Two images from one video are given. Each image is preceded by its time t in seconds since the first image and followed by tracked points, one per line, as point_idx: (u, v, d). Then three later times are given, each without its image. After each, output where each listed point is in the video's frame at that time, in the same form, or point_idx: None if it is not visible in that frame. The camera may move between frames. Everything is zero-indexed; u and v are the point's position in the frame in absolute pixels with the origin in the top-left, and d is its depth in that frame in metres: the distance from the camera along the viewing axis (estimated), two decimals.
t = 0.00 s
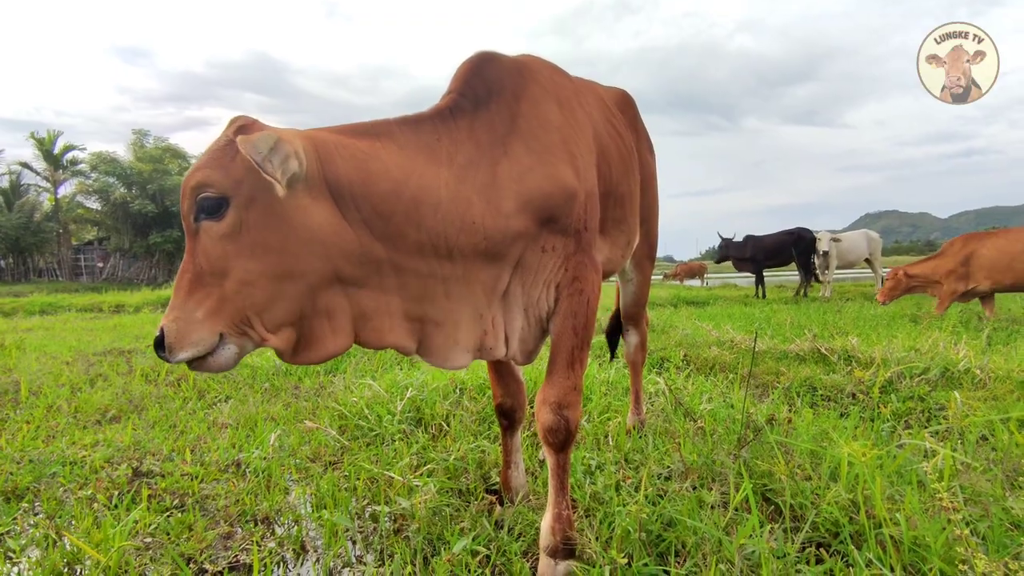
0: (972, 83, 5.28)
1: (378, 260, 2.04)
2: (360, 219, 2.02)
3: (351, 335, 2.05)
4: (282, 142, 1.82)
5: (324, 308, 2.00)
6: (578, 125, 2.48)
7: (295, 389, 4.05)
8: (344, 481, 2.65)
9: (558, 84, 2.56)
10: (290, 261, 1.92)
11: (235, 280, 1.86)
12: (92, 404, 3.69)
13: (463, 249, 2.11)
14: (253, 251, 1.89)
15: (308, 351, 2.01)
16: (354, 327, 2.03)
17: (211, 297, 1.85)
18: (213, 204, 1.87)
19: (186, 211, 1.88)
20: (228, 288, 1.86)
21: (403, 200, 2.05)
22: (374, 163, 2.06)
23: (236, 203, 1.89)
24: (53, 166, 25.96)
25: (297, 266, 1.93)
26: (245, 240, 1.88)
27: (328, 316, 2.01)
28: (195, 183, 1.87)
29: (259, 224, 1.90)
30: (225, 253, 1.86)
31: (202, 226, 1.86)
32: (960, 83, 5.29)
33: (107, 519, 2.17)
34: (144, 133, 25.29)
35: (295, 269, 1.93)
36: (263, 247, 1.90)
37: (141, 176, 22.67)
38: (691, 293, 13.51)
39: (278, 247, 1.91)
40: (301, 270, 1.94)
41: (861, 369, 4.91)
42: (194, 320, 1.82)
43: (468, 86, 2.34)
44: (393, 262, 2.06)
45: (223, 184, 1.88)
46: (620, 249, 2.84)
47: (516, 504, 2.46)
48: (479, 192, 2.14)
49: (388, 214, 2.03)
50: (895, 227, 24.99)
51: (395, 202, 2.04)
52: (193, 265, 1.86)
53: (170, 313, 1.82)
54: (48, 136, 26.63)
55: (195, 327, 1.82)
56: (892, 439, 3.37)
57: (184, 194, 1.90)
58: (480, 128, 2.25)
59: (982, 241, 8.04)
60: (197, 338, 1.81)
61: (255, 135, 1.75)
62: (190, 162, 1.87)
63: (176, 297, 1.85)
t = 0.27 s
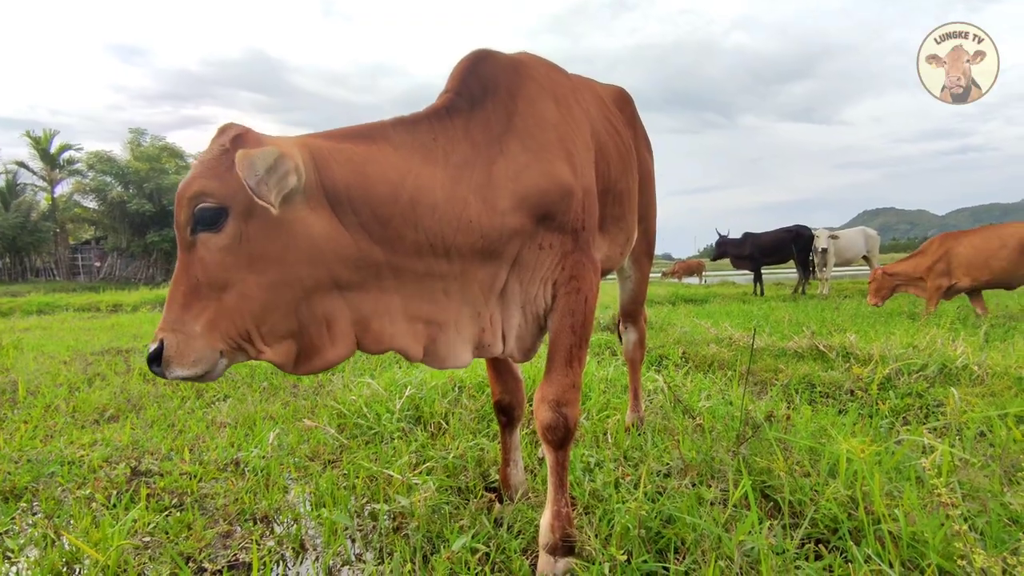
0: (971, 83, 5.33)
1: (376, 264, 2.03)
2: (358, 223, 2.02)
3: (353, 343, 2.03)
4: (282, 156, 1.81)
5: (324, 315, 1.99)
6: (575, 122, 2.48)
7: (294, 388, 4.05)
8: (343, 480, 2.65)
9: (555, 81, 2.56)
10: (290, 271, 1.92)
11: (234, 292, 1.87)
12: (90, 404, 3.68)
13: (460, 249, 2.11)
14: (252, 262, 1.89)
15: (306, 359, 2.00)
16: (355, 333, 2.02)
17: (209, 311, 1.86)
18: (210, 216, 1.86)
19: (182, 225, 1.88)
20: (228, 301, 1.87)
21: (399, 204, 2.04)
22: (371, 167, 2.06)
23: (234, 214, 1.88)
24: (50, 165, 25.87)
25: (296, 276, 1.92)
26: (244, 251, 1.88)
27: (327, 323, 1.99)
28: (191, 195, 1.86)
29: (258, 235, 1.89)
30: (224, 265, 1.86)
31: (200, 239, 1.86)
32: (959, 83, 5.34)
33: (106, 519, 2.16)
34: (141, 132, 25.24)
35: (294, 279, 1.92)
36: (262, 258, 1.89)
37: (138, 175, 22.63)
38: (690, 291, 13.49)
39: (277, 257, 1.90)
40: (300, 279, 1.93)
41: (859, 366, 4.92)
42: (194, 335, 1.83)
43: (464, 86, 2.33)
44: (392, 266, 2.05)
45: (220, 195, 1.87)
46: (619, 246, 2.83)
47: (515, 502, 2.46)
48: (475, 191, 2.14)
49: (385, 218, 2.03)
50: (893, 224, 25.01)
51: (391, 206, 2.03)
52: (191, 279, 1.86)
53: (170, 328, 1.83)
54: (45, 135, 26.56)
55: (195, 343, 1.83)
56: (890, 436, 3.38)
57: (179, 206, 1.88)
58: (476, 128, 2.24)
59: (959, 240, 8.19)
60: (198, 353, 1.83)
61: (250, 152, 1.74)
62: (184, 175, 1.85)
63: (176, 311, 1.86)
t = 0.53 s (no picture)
0: (970, 83, 5.71)
1: (384, 285, 1.97)
2: (363, 246, 1.95)
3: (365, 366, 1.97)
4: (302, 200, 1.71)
5: (338, 347, 1.91)
6: (570, 121, 2.48)
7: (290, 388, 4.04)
8: (339, 479, 2.65)
9: (550, 80, 2.55)
10: (306, 309, 1.83)
11: (253, 339, 1.76)
12: (84, 404, 3.67)
13: (460, 256, 2.09)
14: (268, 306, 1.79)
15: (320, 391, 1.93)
16: (366, 361, 1.97)
17: (228, 361, 1.74)
18: (221, 264, 1.72)
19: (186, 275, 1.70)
20: (247, 350, 1.77)
21: (402, 218, 1.98)
22: (374, 187, 1.99)
23: (244, 258, 1.75)
24: (43, 165, 25.74)
25: (313, 313, 1.84)
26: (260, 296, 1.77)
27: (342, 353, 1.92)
28: (198, 242, 1.68)
29: (273, 279, 1.79)
30: (241, 314, 1.75)
31: (212, 288, 1.71)
32: (960, 83, 5.70)
33: (101, 519, 2.15)
34: (135, 131, 25.13)
35: (312, 318, 1.84)
36: (278, 299, 1.80)
37: (132, 174, 22.54)
38: (686, 289, 13.51)
39: (294, 300, 1.81)
40: (316, 317, 1.85)
41: (854, 363, 4.94)
42: (217, 390, 1.73)
43: (460, 87, 2.30)
44: (398, 284, 1.99)
45: (230, 240, 1.72)
46: (615, 244, 2.84)
47: (512, 500, 2.46)
48: (473, 196, 2.12)
49: (390, 236, 1.97)
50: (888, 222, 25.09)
51: (394, 223, 1.97)
52: (205, 333, 1.72)
53: (187, 384, 1.70)
54: (38, 134, 26.42)
55: (220, 400, 1.73)
56: (885, 432, 3.40)
57: (178, 251, 1.70)
58: (472, 130, 2.22)
59: (934, 238, 8.31)
60: (223, 408, 1.73)
61: (277, 207, 1.63)
62: (189, 222, 1.67)
63: (188, 364, 1.73)
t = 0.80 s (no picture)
0: (968, 84, 4.14)
1: (385, 302, 1.92)
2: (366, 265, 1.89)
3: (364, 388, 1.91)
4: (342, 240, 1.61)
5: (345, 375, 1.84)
6: (556, 120, 2.47)
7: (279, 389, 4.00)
8: (331, 480, 2.63)
9: (537, 80, 2.55)
10: (324, 344, 1.76)
11: (276, 380, 1.67)
12: (71, 407, 3.63)
13: (451, 261, 2.07)
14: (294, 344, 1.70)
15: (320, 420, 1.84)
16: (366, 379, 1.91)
17: (249, 404, 1.64)
18: (252, 305, 1.59)
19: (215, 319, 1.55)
20: (269, 393, 1.67)
21: (399, 231, 1.94)
22: (374, 202, 1.94)
23: (274, 298, 1.64)
24: (27, 165, 25.42)
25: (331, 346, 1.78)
26: (287, 335, 1.68)
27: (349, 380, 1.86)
28: (231, 283, 1.55)
29: (299, 318, 1.71)
30: (268, 356, 1.64)
31: (239, 331, 1.59)
32: (958, 84, 4.10)
33: (88, 523, 2.13)
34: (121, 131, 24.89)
35: (328, 352, 1.77)
36: (301, 336, 1.71)
37: (119, 174, 22.33)
38: (676, 288, 13.51)
39: (318, 337, 1.74)
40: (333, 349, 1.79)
41: (844, 361, 4.97)
42: (239, 437, 1.62)
43: (448, 90, 2.28)
44: (398, 300, 1.96)
45: (262, 280, 1.60)
46: (606, 242, 2.84)
47: (505, 500, 2.46)
48: (463, 201, 2.10)
49: (390, 250, 1.92)
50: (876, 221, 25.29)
51: (393, 236, 1.93)
52: (227, 376, 1.60)
53: (206, 434, 1.58)
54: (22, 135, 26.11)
55: (241, 447, 1.63)
56: (875, 430, 3.41)
57: (204, 291, 1.53)
58: (460, 133, 2.21)
59: (906, 236, 8.54)
60: (245, 456, 1.64)
61: (331, 252, 1.52)
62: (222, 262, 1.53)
63: (207, 413, 1.59)
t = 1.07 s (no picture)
0: (971, 85, 4.30)
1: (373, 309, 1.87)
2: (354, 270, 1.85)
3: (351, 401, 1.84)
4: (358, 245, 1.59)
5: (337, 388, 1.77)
6: (527, 121, 2.48)
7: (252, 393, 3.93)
8: (306, 484, 2.59)
9: (507, 80, 2.55)
10: (323, 355, 1.68)
11: (280, 393, 1.58)
12: (32, 415, 3.51)
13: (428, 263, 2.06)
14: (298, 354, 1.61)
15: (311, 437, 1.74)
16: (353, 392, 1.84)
17: (251, 421, 1.53)
18: (263, 311, 1.51)
19: (224, 326, 1.46)
20: (270, 408, 1.57)
21: (384, 233, 1.91)
22: (360, 205, 1.91)
23: (283, 304, 1.56)
24: None
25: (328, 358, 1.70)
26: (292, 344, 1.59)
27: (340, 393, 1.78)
28: (246, 287, 1.47)
29: (304, 327, 1.63)
30: (273, 367, 1.55)
31: (248, 339, 1.50)
32: (959, 85, 4.26)
33: (51, 535, 2.06)
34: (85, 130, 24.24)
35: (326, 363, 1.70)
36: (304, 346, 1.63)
37: (83, 175, 21.75)
38: (652, 288, 13.64)
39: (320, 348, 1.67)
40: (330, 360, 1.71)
41: (815, 357, 5.06)
42: (240, 457, 1.51)
43: (422, 91, 2.27)
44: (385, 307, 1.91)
45: (275, 284, 1.53)
46: (579, 242, 2.85)
47: (483, 501, 2.44)
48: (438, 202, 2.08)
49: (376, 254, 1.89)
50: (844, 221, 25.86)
51: (380, 240, 1.90)
52: (230, 389, 1.49)
53: (203, 455, 1.46)
54: None
55: (243, 468, 1.51)
56: (845, 424, 3.49)
57: (212, 297, 1.43)
58: (434, 134, 2.19)
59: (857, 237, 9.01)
60: (246, 479, 1.52)
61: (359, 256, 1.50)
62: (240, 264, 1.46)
63: (206, 431, 1.47)
